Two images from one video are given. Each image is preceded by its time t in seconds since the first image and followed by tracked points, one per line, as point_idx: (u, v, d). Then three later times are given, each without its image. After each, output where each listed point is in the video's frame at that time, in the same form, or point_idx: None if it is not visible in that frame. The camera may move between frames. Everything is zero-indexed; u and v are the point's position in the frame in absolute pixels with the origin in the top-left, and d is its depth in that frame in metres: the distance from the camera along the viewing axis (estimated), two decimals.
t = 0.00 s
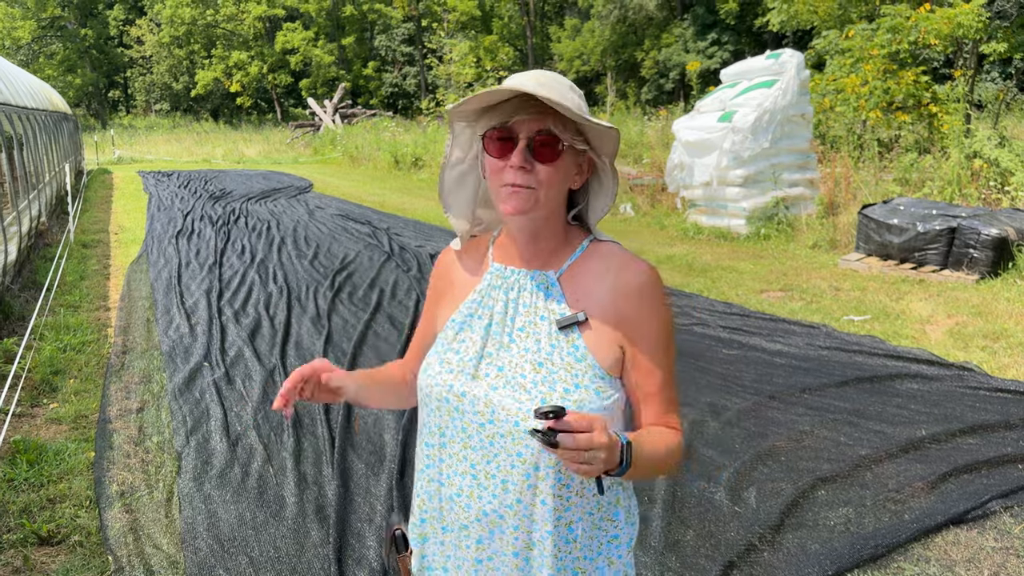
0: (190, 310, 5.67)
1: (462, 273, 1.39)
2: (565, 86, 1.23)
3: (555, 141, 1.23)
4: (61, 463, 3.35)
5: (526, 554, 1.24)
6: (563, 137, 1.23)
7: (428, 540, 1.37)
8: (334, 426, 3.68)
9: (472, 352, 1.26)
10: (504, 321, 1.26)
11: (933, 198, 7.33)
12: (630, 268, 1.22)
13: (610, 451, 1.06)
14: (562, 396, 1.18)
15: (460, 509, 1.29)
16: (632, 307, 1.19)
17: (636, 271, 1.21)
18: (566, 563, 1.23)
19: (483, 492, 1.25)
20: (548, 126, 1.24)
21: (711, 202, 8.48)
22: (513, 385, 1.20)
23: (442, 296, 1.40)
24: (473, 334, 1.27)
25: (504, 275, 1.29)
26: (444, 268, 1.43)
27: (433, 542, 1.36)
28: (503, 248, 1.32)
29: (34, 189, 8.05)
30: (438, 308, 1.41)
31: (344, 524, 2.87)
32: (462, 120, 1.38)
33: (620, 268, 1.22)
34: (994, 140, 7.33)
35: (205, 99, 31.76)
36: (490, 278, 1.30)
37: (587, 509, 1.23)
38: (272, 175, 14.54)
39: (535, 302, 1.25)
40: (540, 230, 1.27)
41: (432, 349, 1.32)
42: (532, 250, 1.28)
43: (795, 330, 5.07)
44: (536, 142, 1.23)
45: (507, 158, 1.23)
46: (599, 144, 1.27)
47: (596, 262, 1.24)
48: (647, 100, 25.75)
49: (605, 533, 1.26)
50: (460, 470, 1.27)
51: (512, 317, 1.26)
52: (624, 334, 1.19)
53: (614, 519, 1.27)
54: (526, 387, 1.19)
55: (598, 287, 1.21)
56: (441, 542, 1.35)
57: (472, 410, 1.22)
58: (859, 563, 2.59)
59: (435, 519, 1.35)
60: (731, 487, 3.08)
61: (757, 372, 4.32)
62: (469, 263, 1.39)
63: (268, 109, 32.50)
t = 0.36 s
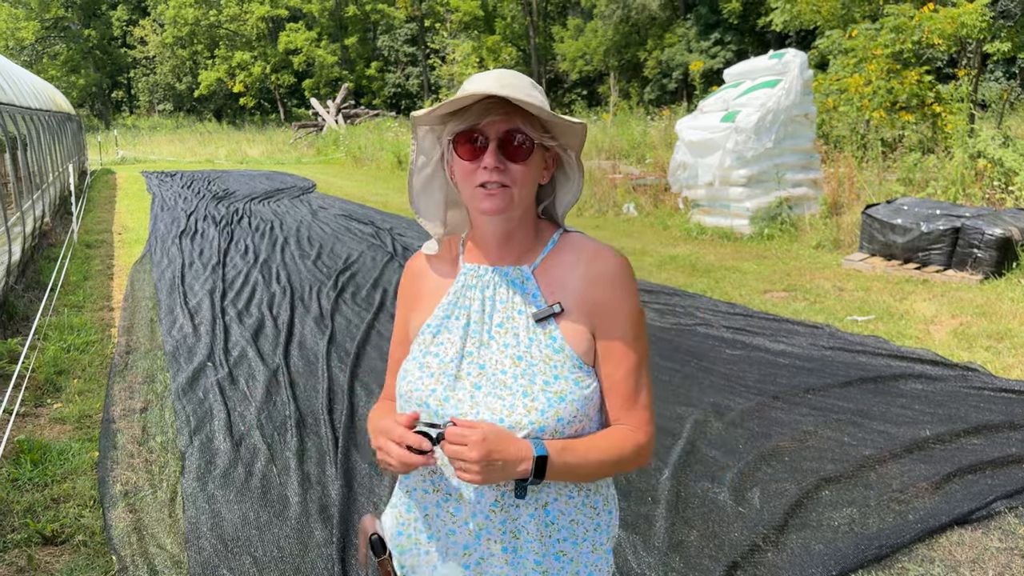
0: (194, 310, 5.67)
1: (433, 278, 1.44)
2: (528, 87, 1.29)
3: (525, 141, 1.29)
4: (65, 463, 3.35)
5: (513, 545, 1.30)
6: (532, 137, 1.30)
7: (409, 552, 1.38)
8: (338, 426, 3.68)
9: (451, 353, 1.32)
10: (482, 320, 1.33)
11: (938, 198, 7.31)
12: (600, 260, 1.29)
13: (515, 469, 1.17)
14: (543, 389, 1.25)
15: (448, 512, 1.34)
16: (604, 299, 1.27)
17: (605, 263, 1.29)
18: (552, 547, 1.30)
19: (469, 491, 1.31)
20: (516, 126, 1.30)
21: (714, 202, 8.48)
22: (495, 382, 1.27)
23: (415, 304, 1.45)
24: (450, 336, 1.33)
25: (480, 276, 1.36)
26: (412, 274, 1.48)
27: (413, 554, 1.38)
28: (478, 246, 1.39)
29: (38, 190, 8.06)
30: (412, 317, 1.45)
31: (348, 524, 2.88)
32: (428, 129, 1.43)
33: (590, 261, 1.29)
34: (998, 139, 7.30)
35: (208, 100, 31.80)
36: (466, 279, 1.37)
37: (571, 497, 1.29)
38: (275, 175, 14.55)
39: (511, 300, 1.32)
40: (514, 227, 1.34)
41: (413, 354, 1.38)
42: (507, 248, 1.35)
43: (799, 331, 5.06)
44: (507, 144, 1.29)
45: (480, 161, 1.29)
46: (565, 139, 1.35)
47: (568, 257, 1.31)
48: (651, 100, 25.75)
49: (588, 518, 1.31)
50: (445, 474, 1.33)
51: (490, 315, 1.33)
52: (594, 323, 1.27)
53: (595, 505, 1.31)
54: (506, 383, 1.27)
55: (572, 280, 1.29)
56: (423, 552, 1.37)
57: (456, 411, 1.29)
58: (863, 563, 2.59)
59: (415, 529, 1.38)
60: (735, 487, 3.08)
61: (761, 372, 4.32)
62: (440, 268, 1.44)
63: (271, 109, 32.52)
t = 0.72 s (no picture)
0: (201, 309, 5.68)
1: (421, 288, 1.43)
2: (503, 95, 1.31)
3: (502, 147, 1.30)
4: (74, 461, 3.37)
5: (516, 547, 1.31)
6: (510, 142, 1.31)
7: (399, 561, 1.37)
8: (345, 425, 3.69)
9: (444, 362, 1.30)
10: (473, 329, 1.32)
11: (945, 198, 7.28)
12: (589, 264, 1.32)
13: (547, 484, 1.22)
14: (543, 393, 1.25)
15: (448, 518, 1.33)
16: (594, 303, 1.29)
17: (594, 266, 1.31)
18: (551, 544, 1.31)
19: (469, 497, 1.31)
20: (493, 133, 1.31)
21: (721, 202, 8.46)
22: (493, 388, 1.27)
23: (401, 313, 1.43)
24: (441, 346, 1.32)
25: (470, 283, 1.35)
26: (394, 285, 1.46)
27: (406, 565, 1.36)
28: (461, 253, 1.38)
29: (45, 190, 8.10)
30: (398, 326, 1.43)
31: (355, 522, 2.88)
32: (403, 142, 1.43)
33: (578, 266, 1.31)
34: (1006, 139, 7.24)
35: (214, 99, 31.89)
36: (453, 288, 1.36)
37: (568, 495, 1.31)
38: (281, 175, 14.58)
39: (503, 307, 1.31)
40: (498, 234, 1.34)
41: (400, 364, 1.36)
42: (490, 253, 1.35)
43: (806, 330, 5.04)
44: (485, 151, 1.30)
45: (459, 169, 1.29)
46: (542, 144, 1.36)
47: (556, 262, 1.32)
48: (656, 99, 25.72)
49: (579, 512, 1.34)
50: (442, 482, 1.32)
51: (481, 323, 1.32)
52: (583, 329, 1.29)
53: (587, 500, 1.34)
54: (506, 389, 1.26)
55: (561, 286, 1.30)
56: (419, 561, 1.35)
57: (454, 417, 1.28)
58: (872, 563, 2.58)
59: (412, 540, 1.36)
60: (743, 487, 3.07)
61: (768, 372, 4.30)
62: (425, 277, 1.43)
63: (277, 108, 32.58)
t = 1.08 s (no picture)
0: (209, 307, 5.70)
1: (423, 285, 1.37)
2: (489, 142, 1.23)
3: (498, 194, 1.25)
4: (84, 459, 3.39)
5: (528, 537, 1.31)
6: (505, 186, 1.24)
7: (415, 557, 1.35)
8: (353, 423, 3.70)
9: (451, 363, 1.29)
10: (477, 331, 1.29)
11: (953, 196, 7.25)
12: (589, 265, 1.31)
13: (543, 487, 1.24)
14: (552, 390, 1.26)
15: (462, 512, 1.32)
16: (596, 305, 1.30)
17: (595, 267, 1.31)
18: (561, 531, 1.33)
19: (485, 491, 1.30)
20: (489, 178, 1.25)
21: (729, 200, 8.44)
22: (501, 389, 1.26)
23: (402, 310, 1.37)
24: (445, 348, 1.29)
25: (471, 287, 1.31)
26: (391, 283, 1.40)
27: (423, 559, 1.34)
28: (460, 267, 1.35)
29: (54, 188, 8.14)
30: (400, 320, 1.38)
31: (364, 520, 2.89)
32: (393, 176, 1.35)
33: (578, 268, 1.31)
34: (1016, 137, 7.20)
35: (221, 98, 31.99)
36: (455, 289, 1.32)
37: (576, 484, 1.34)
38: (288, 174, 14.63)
39: (506, 308, 1.29)
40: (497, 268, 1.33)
41: (405, 367, 1.33)
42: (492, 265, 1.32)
43: (814, 329, 5.02)
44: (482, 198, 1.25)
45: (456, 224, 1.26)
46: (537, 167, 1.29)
47: (554, 263, 1.31)
48: (663, 97, 25.68)
49: (586, 500, 1.35)
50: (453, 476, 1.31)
51: (484, 325, 1.29)
52: (588, 329, 1.30)
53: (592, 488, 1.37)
54: (514, 389, 1.26)
55: (561, 290, 1.30)
56: (437, 554, 1.33)
57: (463, 416, 1.28)
58: (881, 563, 2.58)
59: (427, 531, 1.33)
60: (751, 486, 3.07)
61: (775, 371, 4.29)
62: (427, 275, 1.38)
63: (284, 107, 32.66)
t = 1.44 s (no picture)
0: (216, 306, 5.72)
1: (424, 295, 1.34)
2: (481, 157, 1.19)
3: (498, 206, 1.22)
4: (93, 457, 3.41)
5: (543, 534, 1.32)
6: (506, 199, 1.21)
7: (431, 549, 1.37)
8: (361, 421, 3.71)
9: (461, 372, 1.28)
10: (484, 336, 1.29)
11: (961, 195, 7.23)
12: (593, 259, 1.31)
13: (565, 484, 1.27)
14: (562, 393, 1.27)
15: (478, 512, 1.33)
16: (604, 300, 1.30)
17: (599, 260, 1.30)
18: (575, 521, 1.34)
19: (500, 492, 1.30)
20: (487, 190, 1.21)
21: (735, 199, 8.43)
22: (511, 394, 1.27)
23: (402, 321, 1.35)
24: (454, 356, 1.28)
25: (474, 292, 1.29)
26: (389, 289, 1.36)
27: (440, 549, 1.36)
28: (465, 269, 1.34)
29: (61, 187, 8.17)
30: (402, 330, 1.35)
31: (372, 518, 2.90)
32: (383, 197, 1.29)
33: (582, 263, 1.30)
34: None
35: (228, 98, 32.07)
36: (458, 296, 1.30)
37: (591, 479, 1.33)
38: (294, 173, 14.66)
39: (512, 312, 1.28)
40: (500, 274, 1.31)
41: (413, 377, 1.32)
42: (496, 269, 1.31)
43: (821, 328, 5.01)
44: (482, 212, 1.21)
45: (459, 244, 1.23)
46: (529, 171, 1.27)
47: (559, 260, 1.30)
48: (669, 96, 25.64)
49: (600, 491, 1.36)
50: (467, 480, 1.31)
51: (492, 330, 1.29)
52: (594, 323, 1.30)
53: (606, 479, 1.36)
54: (526, 395, 1.27)
55: (567, 287, 1.30)
56: (454, 548, 1.34)
57: (478, 429, 1.27)
58: (888, 562, 2.57)
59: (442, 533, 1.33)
60: (758, 485, 3.06)
61: (783, 370, 4.28)
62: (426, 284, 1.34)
63: (290, 107, 32.74)
